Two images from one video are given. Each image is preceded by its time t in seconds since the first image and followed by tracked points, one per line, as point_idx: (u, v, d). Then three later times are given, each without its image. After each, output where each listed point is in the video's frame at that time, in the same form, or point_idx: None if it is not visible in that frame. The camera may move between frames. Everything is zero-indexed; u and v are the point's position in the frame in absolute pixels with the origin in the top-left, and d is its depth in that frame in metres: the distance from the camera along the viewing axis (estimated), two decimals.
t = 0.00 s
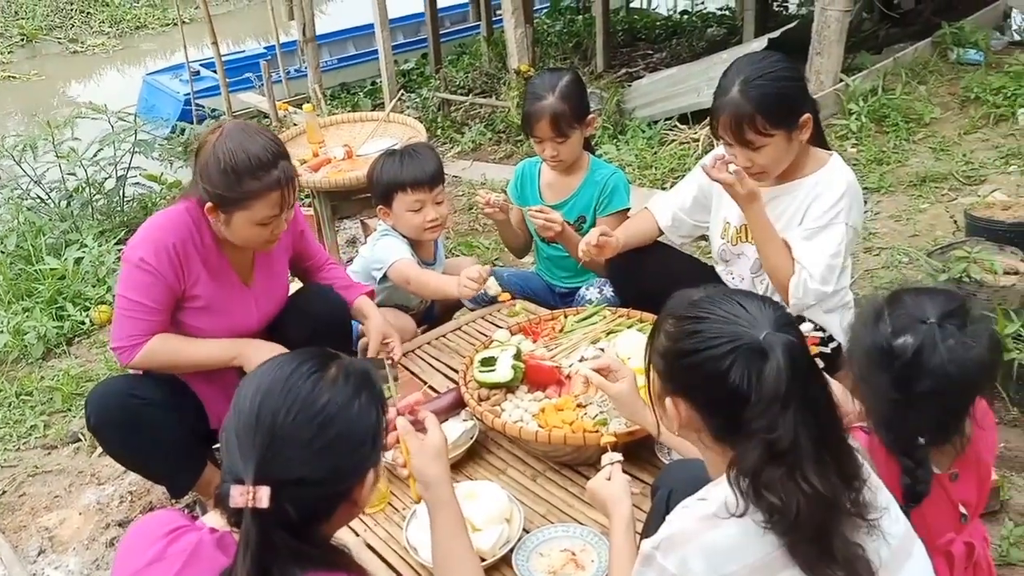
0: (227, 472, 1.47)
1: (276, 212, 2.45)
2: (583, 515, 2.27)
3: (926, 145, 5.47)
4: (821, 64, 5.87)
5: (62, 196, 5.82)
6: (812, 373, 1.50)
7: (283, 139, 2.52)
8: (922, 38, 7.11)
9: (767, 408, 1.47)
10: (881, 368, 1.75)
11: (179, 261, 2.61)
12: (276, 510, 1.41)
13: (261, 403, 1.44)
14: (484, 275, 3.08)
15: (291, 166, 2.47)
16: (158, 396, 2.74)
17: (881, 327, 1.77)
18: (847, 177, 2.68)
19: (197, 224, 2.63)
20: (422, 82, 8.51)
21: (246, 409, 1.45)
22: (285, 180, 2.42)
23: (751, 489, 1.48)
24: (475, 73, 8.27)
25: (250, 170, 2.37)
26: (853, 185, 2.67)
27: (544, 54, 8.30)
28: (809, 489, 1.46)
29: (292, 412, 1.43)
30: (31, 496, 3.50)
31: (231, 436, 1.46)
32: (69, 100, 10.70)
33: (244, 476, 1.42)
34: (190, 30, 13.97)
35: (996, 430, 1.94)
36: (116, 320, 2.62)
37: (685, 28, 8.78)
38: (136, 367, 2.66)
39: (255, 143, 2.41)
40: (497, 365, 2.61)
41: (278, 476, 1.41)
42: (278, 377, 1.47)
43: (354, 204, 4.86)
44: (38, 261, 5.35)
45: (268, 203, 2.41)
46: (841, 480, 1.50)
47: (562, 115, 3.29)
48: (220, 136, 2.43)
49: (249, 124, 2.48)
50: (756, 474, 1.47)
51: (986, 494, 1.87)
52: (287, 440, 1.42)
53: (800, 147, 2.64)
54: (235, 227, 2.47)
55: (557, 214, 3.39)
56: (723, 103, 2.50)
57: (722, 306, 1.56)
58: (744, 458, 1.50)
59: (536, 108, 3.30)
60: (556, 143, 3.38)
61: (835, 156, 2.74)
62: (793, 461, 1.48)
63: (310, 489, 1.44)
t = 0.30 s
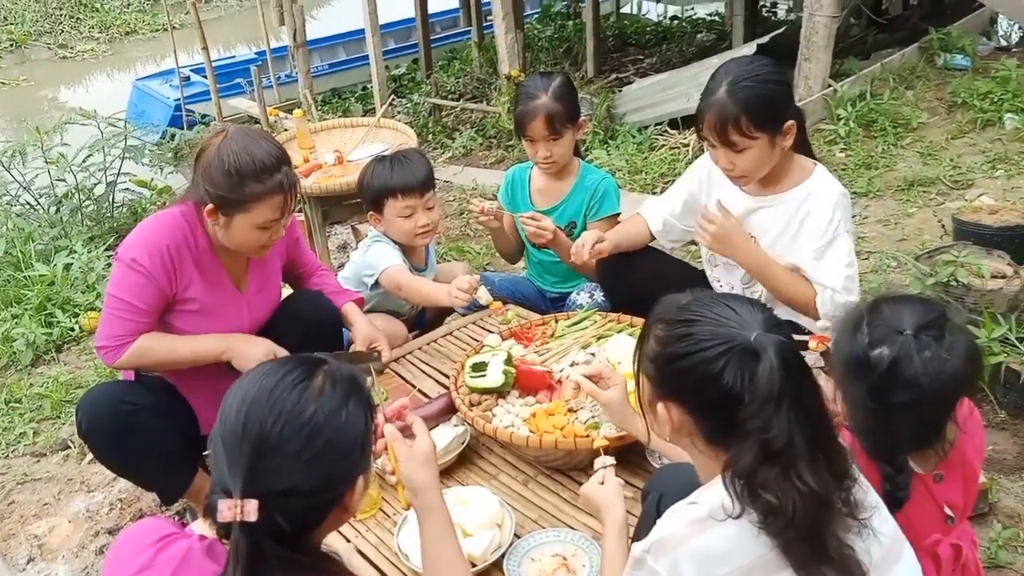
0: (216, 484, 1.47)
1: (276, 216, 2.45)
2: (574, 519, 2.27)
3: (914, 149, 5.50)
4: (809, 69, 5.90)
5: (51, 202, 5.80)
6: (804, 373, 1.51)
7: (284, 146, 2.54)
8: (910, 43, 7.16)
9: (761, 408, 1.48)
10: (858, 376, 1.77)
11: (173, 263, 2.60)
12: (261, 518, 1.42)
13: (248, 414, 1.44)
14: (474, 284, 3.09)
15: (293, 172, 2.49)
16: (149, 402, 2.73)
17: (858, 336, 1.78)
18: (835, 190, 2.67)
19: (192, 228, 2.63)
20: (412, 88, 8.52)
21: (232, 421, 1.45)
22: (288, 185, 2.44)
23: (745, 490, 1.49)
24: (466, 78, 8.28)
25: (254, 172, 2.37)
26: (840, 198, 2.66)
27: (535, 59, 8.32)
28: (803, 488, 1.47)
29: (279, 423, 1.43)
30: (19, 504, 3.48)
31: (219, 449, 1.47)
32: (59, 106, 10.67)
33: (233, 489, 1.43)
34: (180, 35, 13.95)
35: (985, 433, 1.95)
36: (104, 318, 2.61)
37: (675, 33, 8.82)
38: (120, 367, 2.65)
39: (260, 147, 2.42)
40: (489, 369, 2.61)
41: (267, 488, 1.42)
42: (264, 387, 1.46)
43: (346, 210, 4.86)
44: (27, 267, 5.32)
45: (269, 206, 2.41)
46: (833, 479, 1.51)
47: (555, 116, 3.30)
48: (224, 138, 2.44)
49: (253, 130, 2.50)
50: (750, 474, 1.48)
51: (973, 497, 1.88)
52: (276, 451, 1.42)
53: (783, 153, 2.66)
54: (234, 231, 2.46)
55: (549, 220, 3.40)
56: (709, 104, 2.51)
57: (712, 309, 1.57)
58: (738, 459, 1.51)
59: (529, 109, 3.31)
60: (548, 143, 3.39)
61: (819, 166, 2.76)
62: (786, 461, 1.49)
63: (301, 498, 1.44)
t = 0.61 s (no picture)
0: (205, 494, 1.47)
1: (274, 223, 2.44)
2: (567, 526, 2.27)
3: (904, 154, 5.54)
4: (799, 75, 5.93)
5: (42, 209, 5.78)
6: (793, 378, 1.52)
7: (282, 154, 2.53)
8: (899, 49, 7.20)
9: (752, 414, 1.48)
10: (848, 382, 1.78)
11: (167, 271, 2.60)
12: (250, 527, 1.42)
13: (233, 423, 1.44)
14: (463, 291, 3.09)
15: (291, 179, 2.49)
16: (141, 409, 2.73)
17: (847, 344, 1.80)
18: (835, 213, 2.67)
19: (188, 235, 2.62)
20: (404, 93, 8.52)
21: (217, 430, 1.45)
22: (285, 192, 2.43)
23: (737, 496, 1.49)
24: (458, 84, 8.29)
25: (252, 179, 2.37)
26: (840, 223, 2.67)
27: (526, 65, 8.34)
28: (795, 494, 1.47)
29: (264, 431, 1.42)
30: (10, 514, 3.46)
31: (206, 460, 1.47)
32: (50, 113, 10.63)
33: (220, 499, 1.43)
34: (171, 42, 13.93)
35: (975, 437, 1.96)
36: (98, 326, 2.61)
37: (666, 39, 8.85)
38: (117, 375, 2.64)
39: (257, 153, 2.43)
40: (481, 376, 2.61)
41: (255, 496, 1.42)
42: (248, 396, 1.46)
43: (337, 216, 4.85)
44: (17, 275, 5.30)
45: (267, 213, 2.41)
46: (825, 484, 1.51)
47: (548, 119, 3.30)
48: (221, 146, 2.44)
49: (250, 137, 2.50)
50: (743, 480, 1.48)
51: (963, 500, 1.89)
52: (262, 459, 1.42)
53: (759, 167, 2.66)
54: (230, 238, 2.45)
55: (542, 227, 3.40)
56: (682, 116, 2.54)
57: (701, 315, 1.57)
58: (730, 464, 1.51)
59: (522, 112, 3.32)
60: (542, 147, 3.40)
61: (805, 179, 2.78)
62: (778, 466, 1.49)
63: (289, 505, 1.44)
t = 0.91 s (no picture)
0: (193, 503, 1.47)
1: (270, 230, 2.44)
2: (560, 531, 2.27)
3: (894, 158, 5.56)
4: (790, 79, 5.96)
5: (33, 216, 5.76)
6: (778, 381, 1.52)
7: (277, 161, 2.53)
8: (890, 53, 7.23)
9: (738, 418, 1.48)
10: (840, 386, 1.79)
11: (164, 279, 2.59)
12: (238, 534, 1.42)
13: (214, 431, 1.44)
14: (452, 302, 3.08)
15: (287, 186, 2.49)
16: (135, 416, 2.71)
17: (838, 349, 1.81)
18: (819, 215, 2.67)
19: (183, 243, 2.61)
20: (397, 99, 8.53)
21: (199, 439, 1.45)
22: (281, 199, 2.43)
23: (726, 500, 1.49)
24: (451, 89, 8.29)
25: (248, 187, 2.37)
26: (825, 224, 2.66)
27: (518, 70, 8.35)
28: (783, 496, 1.47)
29: (245, 436, 1.42)
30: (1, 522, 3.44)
31: (191, 468, 1.47)
32: (41, 119, 10.59)
33: (206, 506, 1.43)
34: (163, 47, 13.92)
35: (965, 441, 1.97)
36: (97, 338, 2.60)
37: (658, 44, 8.88)
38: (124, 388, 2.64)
39: (252, 161, 2.43)
40: (473, 382, 2.61)
41: (240, 501, 1.42)
42: (227, 403, 1.46)
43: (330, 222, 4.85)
44: (8, 282, 5.28)
45: (263, 220, 2.41)
46: (813, 485, 1.51)
47: (539, 126, 3.31)
48: (217, 154, 2.44)
49: (245, 145, 2.50)
50: (731, 483, 1.48)
51: (954, 504, 1.90)
52: (245, 463, 1.42)
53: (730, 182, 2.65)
54: (227, 246, 2.45)
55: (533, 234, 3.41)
56: (648, 129, 2.58)
57: (685, 321, 1.58)
58: (717, 468, 1.51)
59: (513, 119, 3.32)
60: (534, 154, 3.41)
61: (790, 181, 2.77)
62: (765, 468, 1.49)
63: (276, 508, 1.43)
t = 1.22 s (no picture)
0: (176, 507, 1.47)
1: (261, 235, 2.44)
2: (552, 534, 2.27)
3: (884, 159, 5.59)
4: (780, 81, 5.98)
5: (23, 220, 5.74)
6: (762, 380, 1.53)
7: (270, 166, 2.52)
8: (879, 54, 7.26)
9: (724, 418, 1.49)
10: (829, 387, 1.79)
11: (151, 282, 2.58)
12: (225, 537, 1.41)
13: (195, 435, 1.44)
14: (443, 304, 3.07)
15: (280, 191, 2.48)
16: (128, 421, 2.71)
17: (826, 349, 1.82)
18: (794, 206, 2.70)
19: (173, 246, 2.61)
20: (388, 101, 8.53)
21: (181, 443, 1.45)
22: (273, 204, 2.43)
23: (715, 500, 1.49)
24: (442, 91, 8.29)
25: (240, 191, 2.36)
26: (801, 215, 2.70)
27: (510, 72, 8.35)
28: (771, 495, 1.47)
29: (225, 438, 1.42)
30: None
31: (173, 473, 1.47)
32: (31, 122, 10.54)
33: (189, 510, 1.43)
34: (154, 50, 13.88)
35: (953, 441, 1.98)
36: (82, 340, 2.59)
37: (649, 46, 8.90)
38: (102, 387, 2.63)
39: (245, 166, 2.42)
40: (465, 385, 2.59)
41: (224, 504, 1.42)
42: (208, 407, 1.46)
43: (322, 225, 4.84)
44: None
45: (255, 226, 2.40)
46: (801, 484, 1.52)
47: (526, 131, 3.31)
48: (209, 157, 2.44)
49: (239, 149, 2.50)
50: (719, 484, 1.49)
51: (944, 504, 1.91)
52: (227, 465, 1.41)
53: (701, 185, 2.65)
54: (218, 250, 2.44)
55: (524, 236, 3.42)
56: (624, 125, 2.59)
57: (669, 323, 1.59)
58: (706, 469, 1.51)
59: (502, 123, 3.32)
60: (521, 158, 3.41)
61: (762, 178, 2.80)
62: (752, 467, 1.49)
63: (258, 510, 1.43)
